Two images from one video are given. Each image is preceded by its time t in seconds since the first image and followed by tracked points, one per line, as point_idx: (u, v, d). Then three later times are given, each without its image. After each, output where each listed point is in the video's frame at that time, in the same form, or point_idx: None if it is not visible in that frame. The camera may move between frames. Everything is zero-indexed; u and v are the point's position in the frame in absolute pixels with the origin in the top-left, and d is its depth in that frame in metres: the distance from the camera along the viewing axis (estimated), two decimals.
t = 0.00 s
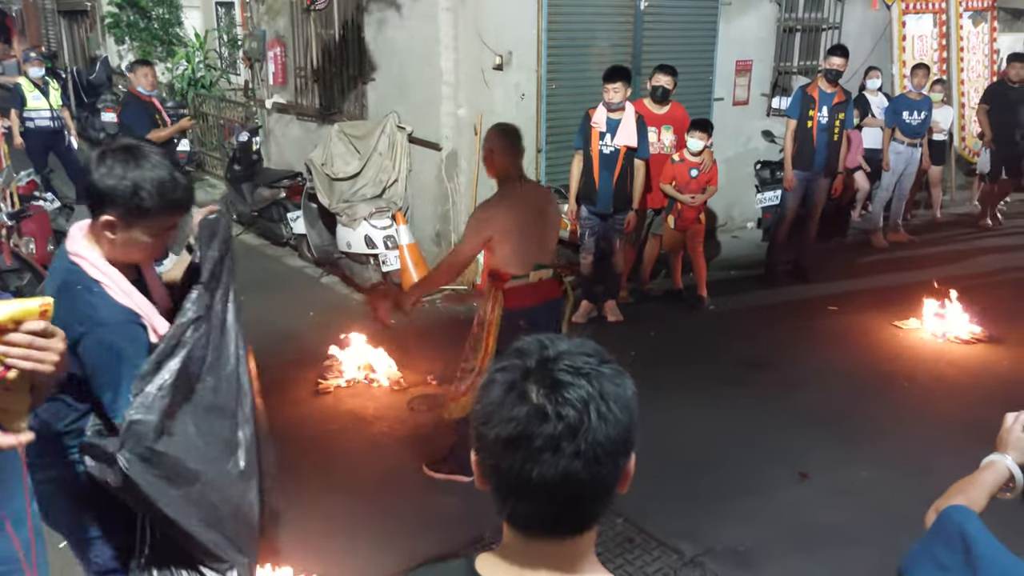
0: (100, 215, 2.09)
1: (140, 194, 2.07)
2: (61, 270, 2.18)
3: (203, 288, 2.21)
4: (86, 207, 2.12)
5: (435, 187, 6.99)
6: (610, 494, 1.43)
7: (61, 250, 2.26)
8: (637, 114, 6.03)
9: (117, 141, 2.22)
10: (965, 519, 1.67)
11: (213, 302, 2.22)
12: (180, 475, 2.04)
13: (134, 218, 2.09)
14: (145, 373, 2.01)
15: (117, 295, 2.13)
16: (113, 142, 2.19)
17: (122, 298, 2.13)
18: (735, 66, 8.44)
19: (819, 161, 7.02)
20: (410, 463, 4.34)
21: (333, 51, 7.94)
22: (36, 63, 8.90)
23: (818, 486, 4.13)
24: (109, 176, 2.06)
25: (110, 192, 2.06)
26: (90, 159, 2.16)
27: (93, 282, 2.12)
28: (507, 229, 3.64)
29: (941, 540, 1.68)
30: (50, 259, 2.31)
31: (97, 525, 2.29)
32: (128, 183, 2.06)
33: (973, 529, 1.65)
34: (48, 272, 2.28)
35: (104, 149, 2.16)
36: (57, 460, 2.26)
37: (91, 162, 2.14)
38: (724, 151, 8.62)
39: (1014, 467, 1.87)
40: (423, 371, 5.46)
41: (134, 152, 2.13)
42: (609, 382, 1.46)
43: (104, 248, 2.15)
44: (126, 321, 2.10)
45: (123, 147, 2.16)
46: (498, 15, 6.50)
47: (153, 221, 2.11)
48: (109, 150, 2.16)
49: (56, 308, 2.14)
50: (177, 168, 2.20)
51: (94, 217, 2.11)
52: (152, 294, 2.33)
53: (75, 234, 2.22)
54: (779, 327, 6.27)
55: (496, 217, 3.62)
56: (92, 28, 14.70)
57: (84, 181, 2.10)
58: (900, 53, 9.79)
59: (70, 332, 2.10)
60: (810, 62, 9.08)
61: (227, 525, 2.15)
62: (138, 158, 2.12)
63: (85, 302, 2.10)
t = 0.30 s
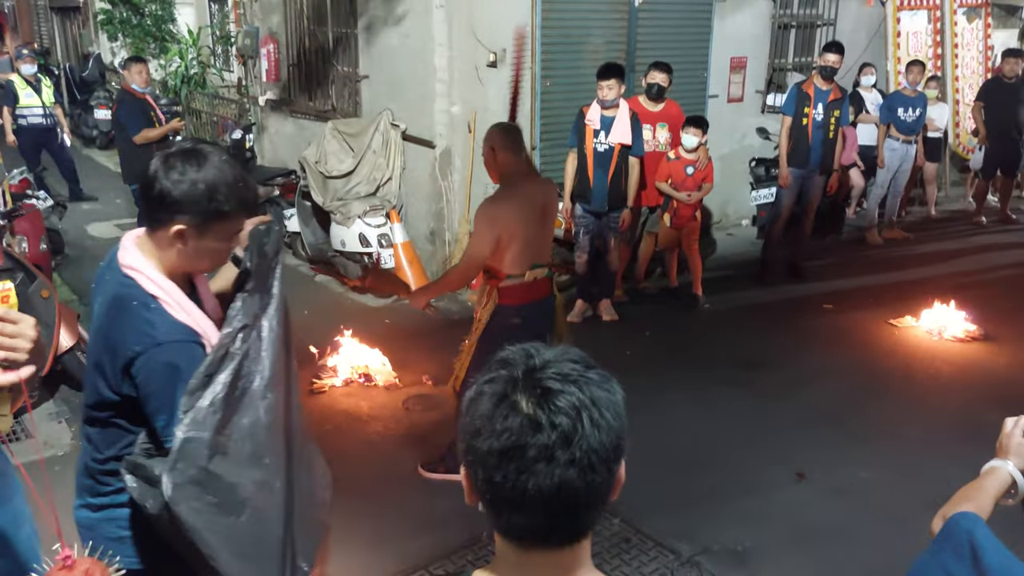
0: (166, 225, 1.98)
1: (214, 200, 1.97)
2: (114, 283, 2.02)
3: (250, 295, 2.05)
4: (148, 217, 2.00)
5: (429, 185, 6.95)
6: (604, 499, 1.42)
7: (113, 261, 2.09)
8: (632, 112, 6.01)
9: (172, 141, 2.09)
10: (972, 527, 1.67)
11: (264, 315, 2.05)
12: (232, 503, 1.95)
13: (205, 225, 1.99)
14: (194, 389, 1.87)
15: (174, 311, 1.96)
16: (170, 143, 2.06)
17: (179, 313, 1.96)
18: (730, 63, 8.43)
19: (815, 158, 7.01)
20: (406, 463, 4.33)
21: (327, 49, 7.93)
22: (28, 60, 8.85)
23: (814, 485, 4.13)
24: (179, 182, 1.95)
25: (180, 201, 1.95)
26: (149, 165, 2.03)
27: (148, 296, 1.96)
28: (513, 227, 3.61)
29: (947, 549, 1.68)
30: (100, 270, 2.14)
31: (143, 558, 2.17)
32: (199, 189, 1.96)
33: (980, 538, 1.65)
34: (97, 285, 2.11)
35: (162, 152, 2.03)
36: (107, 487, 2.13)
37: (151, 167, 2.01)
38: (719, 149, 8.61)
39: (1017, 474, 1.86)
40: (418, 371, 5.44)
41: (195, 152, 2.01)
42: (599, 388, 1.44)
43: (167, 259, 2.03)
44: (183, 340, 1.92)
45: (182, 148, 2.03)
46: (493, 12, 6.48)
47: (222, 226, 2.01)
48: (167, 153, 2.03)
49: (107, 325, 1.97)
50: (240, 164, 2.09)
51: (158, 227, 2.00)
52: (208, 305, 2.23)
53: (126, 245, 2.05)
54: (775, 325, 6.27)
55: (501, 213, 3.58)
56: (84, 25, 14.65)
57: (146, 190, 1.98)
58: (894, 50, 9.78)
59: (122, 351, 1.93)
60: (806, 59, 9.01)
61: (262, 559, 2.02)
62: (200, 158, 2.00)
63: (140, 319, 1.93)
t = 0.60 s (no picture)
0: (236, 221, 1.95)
1: (280, 187, 1.96)
2: (180, 294, 1.99)
3: (306, 296, 2.02)
4: (215, 219, 1.96)
5: (424, 183, 6.93)
6: (615, 502, 1.42)
7: (176, 275, 2.06)
8: (625, 110, 6.02)
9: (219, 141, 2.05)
10: (964, 525, 1.68)
11: (320, 316, 2.02)
12: (307, 510, 1.91)
13: (275, 215, 1.97)
14: (266, 397, 1.84)
15: (243, 314, 1.93)
16: (219, 143, 2.03)
17: (249, 316, 1.93)
18: (724, 61, 8.44)
19: (808, 156, 7.03)
20: (401, 462, 4.33)
21: (321, 47, 7.93)
22: (21, 59, 8.83)
23: (808, 482, 4.15)
24: (245, 176, 1.93)
25: (247, 194, 1.93)
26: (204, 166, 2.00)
27: (216, 302, 1.93)
28: (484, 216, 3.66)
29: (940, 546, 1.69)
30: (163, 287, 2.12)
31: None
32: (263, 179, 1.94)
33: (970, 533, 1.66)
34: (162, 301, 2.08)
35: (215, 153, 2.00)
36: (183, 508, 2.09)
37: (208, 168, 1.98)
38: (714, 146, 8.62)
39: (1008, 471, 1.87)
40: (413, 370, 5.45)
41: (248, 146, 1.98)
42: (608, 392, 1.44)
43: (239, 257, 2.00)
44: (255, 341, 1.90)
45: (234, 144, 2.00)
46: (487, 11, 6.49)
47: (290, 213, 1.99)
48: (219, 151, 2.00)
49: (178, 338, 1.95)
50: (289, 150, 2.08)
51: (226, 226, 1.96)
52: (267, 303, 2.13)
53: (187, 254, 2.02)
54: (769, 322, 6.28)
55: (473, 202, 3.65)
56: (77, 23, 14.60)
57: (209, 191, 1.94)
58: (887, 47, 9.80)
59: (196, 361, 1.90)
60: (799, 56, 9.08)
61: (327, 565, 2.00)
62: (255, 149, 1.98)
63: (209, 325, 1.90)
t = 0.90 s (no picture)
0: (328, 207, 1.99)
1: (369, 173, 2.02)
2: (266, 287, 2.02)
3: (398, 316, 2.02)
4: (306, 207, 1.99)
5: (421, 179, 6.99)
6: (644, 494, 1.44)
7: (260, 271, 2.09)
8: (623, 105, 6.04)
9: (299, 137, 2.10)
10: (961, 516, 1.70)
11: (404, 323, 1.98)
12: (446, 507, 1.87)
13: (365, 199, 2.02)
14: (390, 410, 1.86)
15: (332, 298, 1.96)
16: (301, 138, 2.08)
17: (339, 301, 1.96)
18: (721, 56, 8.46)
19: (806, 151, 7.05)
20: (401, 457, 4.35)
21: (319, 44, 7.96)
22: (20, 57, 8.84)
23: (807, 476, 4.17)
24: (337, 164, 1.99)
25: (339, 179, 1.98)
26: (289, 158, 2.04)
27: (302, 288, 1.96)
28: (468, 214, 3.64)
29: (938, 536, 1.70)
30: (247, 285, 2.15)
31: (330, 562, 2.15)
32: (354, 164, 2.00)
33: (967, 523, 1.67)
34: (247, 299, 2.11)
35: (300, 145, 2.04)
36: (282, 506, 2.10)
37: (295, 159, 2.02)
38: (711, 141, 8.65)
39: (1006, 463, 1.89)
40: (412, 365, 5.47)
41: (332, 137, 2.04)
42: (633, 386, 1.45)
43: (330, 246, 2.03)
44: (343, 325, 1.93)
45: (317, 137, 2.06)
46: (484, 7, 6.51)
47: (377, 198, 2.05)
48: (304, 144, 2.05)
49: (268, 330, 1.97)
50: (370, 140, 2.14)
51: (318, 214, 1.99)
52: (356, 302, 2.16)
53: (271, 247, 2.05)
54: (767, 317, 6.31)
55: (457, 201, 3.63)
56: (75, 22, 14.62)
57: (301, 179, 1.98)
58: (885, 42, 9.80)
59: (288, 349, 1.93)
60: (796, 50, 9.10)
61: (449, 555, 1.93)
62: (339, 139, 2.04)
63: (299, 311, 1.93)
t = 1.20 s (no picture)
0: (400, 207, 1.86)
1: (438, 170, 1.91)
2: (338, 289, 1.83)
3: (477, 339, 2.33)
4: (376, 207, 1.86)
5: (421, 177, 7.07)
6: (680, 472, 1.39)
7: (320, 269, 1.91)
8: (620, 102, 6.03)
9: (356, 131, 1.96)
10: (953, 510, 1.70)
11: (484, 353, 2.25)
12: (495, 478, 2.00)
13: (432, 195, 1.90)
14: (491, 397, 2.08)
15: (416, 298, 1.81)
16: (361, 131, 1.93)
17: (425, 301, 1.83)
18: (718, 53, 8.46)
19: (804, 147, 7.05)
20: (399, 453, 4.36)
21: (316, 43, 7.96)
22: (17, 56, 8.83)
23: (804, 472, 4.18)
24: (407, 160, 1.85)
25: (412, 177, 1.86)
26: (352, 155, 1.90)
27: (385, 289, 1.80)
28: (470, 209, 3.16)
29: (930, 530, 1.71)
30: (300, 281, 1.94)
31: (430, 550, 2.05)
32: (422, 160, 1.87)
33: (959, 516, 1.68)
34: (306, 297, 1.91)
35: (362, 141, 1.90)
36: (371, 508, 1.96)
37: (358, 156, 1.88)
38: (709, 138, 8.66)
39: (999, 456, 1.90)
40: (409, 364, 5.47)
41: (397, 129, 1.91)
42: (653, 365, 1.40)
43: (401, 247, 1.90)
44: (433, 326, 1.79)
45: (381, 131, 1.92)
46: (482, 5, 6.63)
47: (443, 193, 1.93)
48: (367, 139, 1.91)
49: (347, 333, 1.80)
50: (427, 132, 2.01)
51: (389, 215, 1.86)
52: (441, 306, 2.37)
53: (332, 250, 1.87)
54: (765, 313, 6.31)
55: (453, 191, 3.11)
56: (73, 21, 14.60)
57: (366, 178, 1.85)
58: (882, 39, 9.81)
59: (378, 354, 1.77)
60: (794, 48, 9.09)
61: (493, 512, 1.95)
62: (405, 131, 1.91)
63: (385, 314, 1.77)
